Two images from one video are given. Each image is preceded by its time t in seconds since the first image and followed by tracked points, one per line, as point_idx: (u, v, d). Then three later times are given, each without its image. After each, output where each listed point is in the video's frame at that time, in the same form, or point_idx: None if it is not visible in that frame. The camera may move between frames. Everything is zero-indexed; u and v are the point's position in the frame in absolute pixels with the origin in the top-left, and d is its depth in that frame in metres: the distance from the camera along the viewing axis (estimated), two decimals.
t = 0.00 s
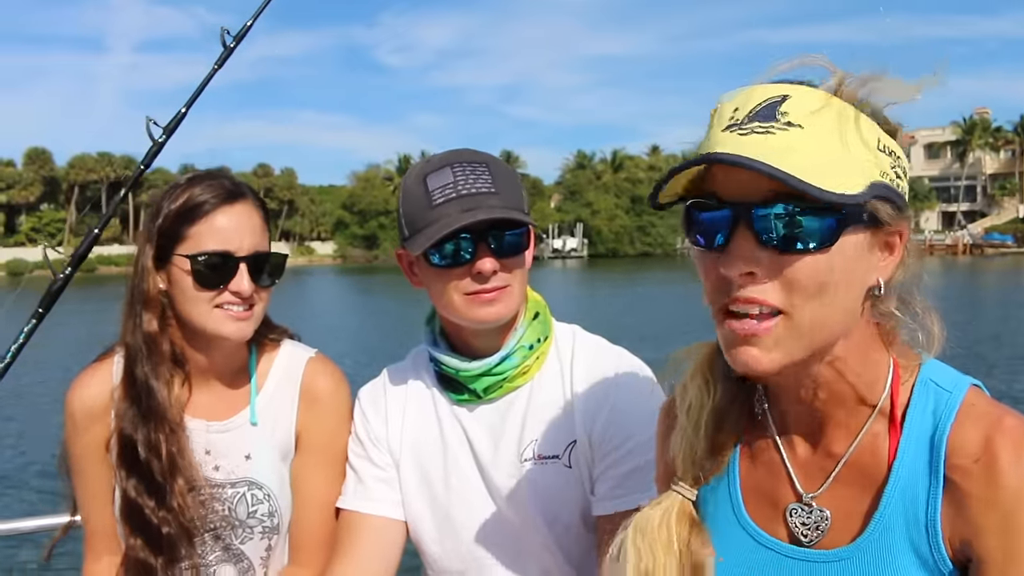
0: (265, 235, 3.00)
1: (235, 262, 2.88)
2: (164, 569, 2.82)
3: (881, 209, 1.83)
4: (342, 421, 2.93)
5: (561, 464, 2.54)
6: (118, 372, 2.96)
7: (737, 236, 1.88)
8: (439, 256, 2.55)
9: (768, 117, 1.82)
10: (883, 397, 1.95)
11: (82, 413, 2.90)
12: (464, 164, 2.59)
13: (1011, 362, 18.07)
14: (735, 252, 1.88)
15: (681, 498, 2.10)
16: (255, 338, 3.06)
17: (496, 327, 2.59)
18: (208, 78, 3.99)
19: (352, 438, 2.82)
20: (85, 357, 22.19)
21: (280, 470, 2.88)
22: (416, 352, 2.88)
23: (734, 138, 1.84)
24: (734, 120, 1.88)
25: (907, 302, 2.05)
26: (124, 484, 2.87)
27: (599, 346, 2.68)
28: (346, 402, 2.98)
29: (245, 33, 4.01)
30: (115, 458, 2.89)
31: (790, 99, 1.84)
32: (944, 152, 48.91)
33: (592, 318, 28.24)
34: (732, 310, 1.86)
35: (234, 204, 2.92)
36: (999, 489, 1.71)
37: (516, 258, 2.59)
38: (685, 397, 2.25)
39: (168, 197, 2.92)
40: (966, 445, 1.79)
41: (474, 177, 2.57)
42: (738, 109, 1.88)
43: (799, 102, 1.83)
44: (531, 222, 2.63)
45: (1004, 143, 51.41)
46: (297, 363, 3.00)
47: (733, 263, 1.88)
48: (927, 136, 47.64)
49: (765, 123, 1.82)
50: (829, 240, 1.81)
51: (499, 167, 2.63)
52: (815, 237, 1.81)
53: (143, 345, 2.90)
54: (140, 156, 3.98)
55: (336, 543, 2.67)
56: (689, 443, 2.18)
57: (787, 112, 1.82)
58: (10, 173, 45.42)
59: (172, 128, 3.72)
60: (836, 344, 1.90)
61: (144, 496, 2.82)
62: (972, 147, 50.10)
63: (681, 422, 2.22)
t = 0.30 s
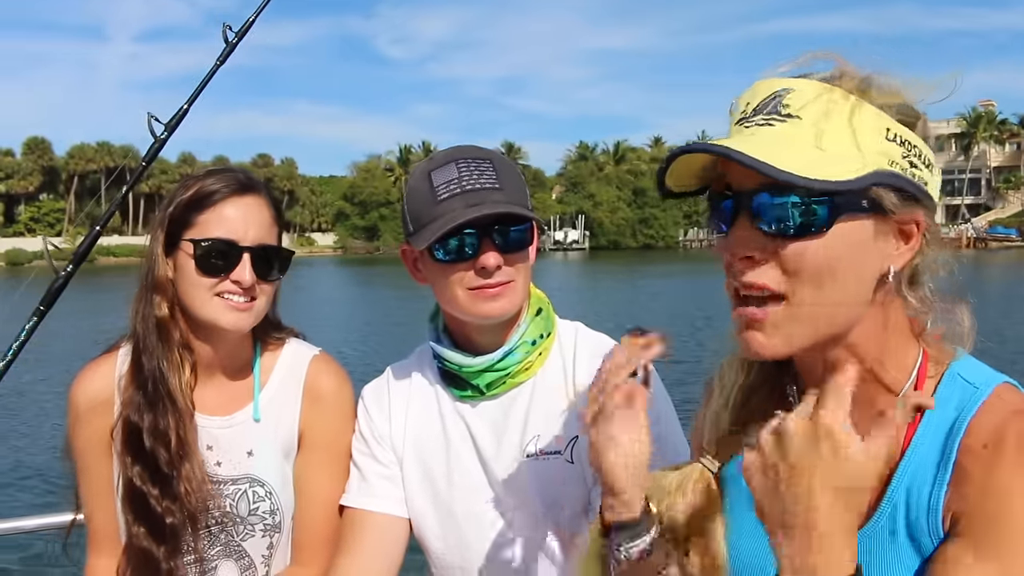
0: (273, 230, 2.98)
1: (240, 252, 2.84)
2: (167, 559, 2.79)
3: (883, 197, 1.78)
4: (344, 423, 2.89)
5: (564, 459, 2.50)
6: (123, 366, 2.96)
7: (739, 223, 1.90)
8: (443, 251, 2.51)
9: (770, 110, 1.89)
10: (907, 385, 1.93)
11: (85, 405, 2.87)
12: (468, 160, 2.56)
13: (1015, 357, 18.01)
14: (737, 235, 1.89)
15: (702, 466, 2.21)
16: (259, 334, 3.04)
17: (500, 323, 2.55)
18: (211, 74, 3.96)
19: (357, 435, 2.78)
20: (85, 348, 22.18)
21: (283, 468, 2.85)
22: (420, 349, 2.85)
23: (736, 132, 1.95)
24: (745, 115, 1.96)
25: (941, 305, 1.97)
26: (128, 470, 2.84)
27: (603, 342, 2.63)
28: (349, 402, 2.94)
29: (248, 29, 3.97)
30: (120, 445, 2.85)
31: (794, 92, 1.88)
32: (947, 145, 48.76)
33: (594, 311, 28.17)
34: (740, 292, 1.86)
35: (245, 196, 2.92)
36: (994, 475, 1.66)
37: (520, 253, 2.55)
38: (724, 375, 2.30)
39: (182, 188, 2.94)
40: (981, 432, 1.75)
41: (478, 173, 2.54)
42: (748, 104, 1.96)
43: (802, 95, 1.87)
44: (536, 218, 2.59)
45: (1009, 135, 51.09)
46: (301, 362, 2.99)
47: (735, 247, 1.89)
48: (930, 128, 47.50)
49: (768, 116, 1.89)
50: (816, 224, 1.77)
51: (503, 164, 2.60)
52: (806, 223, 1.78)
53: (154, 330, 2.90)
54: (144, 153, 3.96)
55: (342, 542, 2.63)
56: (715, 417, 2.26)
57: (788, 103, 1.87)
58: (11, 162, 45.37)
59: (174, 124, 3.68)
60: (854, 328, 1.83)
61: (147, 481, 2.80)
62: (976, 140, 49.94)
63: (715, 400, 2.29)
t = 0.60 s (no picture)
0: (276, 227, 2.96)
1: (243, 249, 2.81)
2: (171, 556, 2.76)
3: (925, 193, 1.78)
4: (349, 418, 2.89)
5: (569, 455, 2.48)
6: (126, 368, 2.92)
7: (794, 202, 1.81)
8: (448, 247, 2.49)
9: (828, 90, 1.76)
10: (897, 379, 1.89)
11: (88, 402, 2.85)
12: (474, 156, 2.53)
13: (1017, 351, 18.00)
14: (787, 214, 1.81)
15: (697, 489, 2.11)
16: (263, 332, 3.02)
17: (504, 319, 2.53)
18: (211, 71, 3.93)
19: (360, 432, 2.76)
20: (85, 348, 22.14)
21: (287, 465, 2.83)
22: (425, 345, 2.83)
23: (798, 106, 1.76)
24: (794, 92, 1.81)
25: (932, 288, 1.99)
26: (132, 467, 2.81)
27: (608, 337, 2.62)
28: (354, 400, 2.94)
29: (247, 26, 3.94)
30: (124, 443, 2.83)
31: (848, 74, 1.78)
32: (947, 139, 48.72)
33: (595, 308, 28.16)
34: (779, 275, 1.81)
35: (248, 194, 2.90)
36: (992, 465, 1.65)
37: (525, 250, 2.52)
38: (704, 393, 2.24)
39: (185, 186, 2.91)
40: (971, 419, 1.74)
41: (484, 170, 2.51)
42: (798, 81, 1.81)
43: (858, 78, 1.78)
44: (541, 215, 2.56)
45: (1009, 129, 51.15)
46: (305, 359, 2.97)
47: (787, 225, 1.80)
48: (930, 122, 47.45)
49: (827, 95, 1.75)
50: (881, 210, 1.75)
51: (508, 160, 2.58)
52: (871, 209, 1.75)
53: (158, 328, 2.86)
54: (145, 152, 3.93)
55: (346, 540, 2.60)
56: (704, 437, 2.16)
57: (847, 85, 1.75)
58: (10, 163, 45.32)
59: (175, 122, 3.66)
60: (869, 324, 1.83)
61: (154, 478, 2.78)
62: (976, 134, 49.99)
63: (697, 419, 2.20)
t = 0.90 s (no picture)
0: (280, 224, 2.97)
1: (249, 245, 2.82)
2: (172, 554, 2.76)
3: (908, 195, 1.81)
4: (351, 413, 2.89)
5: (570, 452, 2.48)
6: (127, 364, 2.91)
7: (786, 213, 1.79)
8: (451, 244, 2.49)
9: (815, 95, 1.76)
10: (885, 379, 1.89)
11: (90, 397, 2.85)
12: (477, 152, 2.54)
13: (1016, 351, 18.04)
14: (779, 227, 1.79)
15: (686, 499, 2.08)
16: (265, 329, 3.01)
17: (507, 316, 2.53)
18: (211, 68, 3.93)
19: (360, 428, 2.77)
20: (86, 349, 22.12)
21: (288, 461, 2.83)
22: (426, 342, 2.83)
23: (785, 116, 1.75)
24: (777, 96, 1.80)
25: (916, 290, 2.03)
26: (133, 466, 2.82)
27: (609, 334, 2.62)
28: (355, 396, 2.93)
29: (247, 22, 3.95)
30: (125, 442, 2.83)
31: (833, 78, 1.79)
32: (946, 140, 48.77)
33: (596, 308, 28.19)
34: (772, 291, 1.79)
35: (253, 190, 2.91)
36: (986, 463, 1.67)
37: (528, 247, 2.53)
38: (684, 400, 2.21)
39: (188, 182, 2.91)
40: (962, 418, 1.75)
41: (487, 166, 2.51)
42: (782, 85, 1.80)
43: (843, 82, 1.79)
44: (544, 212, 2.56)
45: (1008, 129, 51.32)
46: (306, 355, 2.96)
47: (780, 240, 1.78)
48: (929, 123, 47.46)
49: (813, 102, 1.75)
50: (872, 220, 1.76)
51: (511, 156, 2.58)
52: (861, 220, 1.75)
53: (163, 322, 2.85)
54: (144, 148, 3.93)
55: (346, 536, 2.59)
56: (689, 447, 2.14)
57: (833, 90, 1.76)
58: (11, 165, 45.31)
59: (175, 118, 3.66)
60: (857, 335, 1.82)
61: (155, 476, 2.78)
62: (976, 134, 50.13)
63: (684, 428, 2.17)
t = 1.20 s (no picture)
0: (284, 224, 2.98)
1: (254, 244, 2.82)
2: (178, 554, 2.73)
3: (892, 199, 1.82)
4: (351, 414, 2.89)
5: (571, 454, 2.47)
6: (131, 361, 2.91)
7: (767, 218, 1.79)
8: (454, 244, 2.49)
9: (794, 99, 1.75)
10: (871, 389, 1.89)
11: (92, 397, 2.83)
12: (480, 152, 2.54)
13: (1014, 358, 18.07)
14: (762, 233, 1.78)
15: (670, 506, 2.14)
16: (266, 329, 3.01)
17: (510, 316, 2.53)
18: (213, 68, 3.93)
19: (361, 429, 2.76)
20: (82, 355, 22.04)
21: (290, 460, 2.82)
22: (428, 342, 2.83)
23: (764, 121, 1.75)
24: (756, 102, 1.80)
25: (902, 292, 2.04)
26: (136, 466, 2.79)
27: (611, 335, 2.62)
28: (355, 396, 2.93)
29: (249, 22, 3.95)
30: (130, 441, 2.81)
31: (812, 82, 1.79)
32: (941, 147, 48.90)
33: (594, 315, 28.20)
34: (749, 292, 1.79)
35: (258, 190, 2.91)
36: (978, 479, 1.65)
37: (531, 249, 2.52)
38: (669, 406, 2.22)
39: (191, 181, 2.90)
40: (952, 432, 1.74)
41: (491, 166, 2.51)
42: (760, 89, 1.80)
43: (822, 84, 1.79)
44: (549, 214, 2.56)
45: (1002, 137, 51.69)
46: (307, 354, 2.96)
47: (761, 245, 1.78)
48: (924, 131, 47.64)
49: (793, 105, 1.75)
50: (854, 225, 1.76)
51: (515, 156, 2.58)
52: (844, 224, 1.75)
53: (166, 322, 2.84)
54: (146, 147, 3.93)
55: (346, 536, 2.57)
56: (672, 454, 2.17)
57: (812, 93, 1.76)
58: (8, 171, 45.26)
59: (177, 117, 3.65)
60: (842, 337, 1.82)
61: (161, 475, 2.77)
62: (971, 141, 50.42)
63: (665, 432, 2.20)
